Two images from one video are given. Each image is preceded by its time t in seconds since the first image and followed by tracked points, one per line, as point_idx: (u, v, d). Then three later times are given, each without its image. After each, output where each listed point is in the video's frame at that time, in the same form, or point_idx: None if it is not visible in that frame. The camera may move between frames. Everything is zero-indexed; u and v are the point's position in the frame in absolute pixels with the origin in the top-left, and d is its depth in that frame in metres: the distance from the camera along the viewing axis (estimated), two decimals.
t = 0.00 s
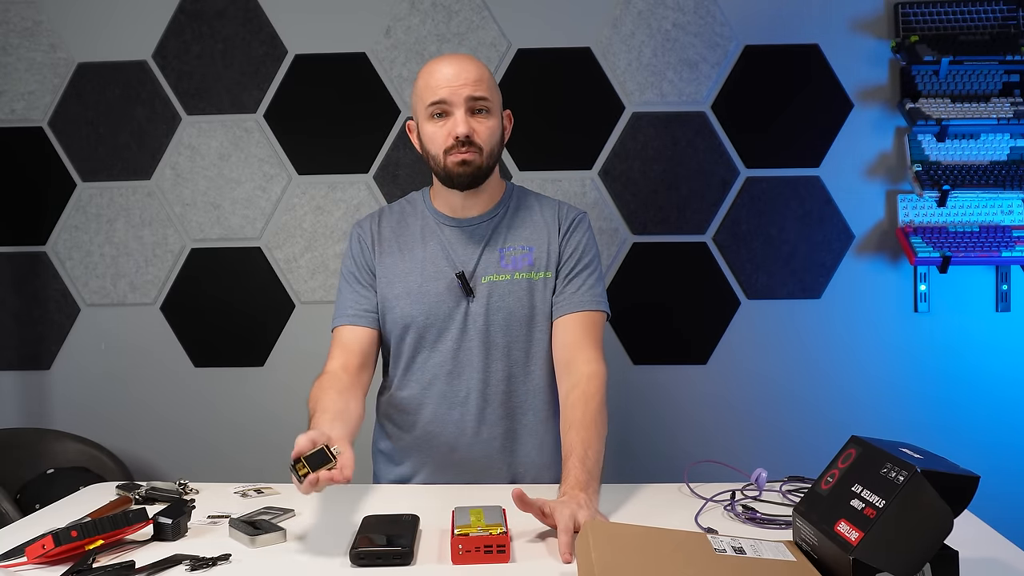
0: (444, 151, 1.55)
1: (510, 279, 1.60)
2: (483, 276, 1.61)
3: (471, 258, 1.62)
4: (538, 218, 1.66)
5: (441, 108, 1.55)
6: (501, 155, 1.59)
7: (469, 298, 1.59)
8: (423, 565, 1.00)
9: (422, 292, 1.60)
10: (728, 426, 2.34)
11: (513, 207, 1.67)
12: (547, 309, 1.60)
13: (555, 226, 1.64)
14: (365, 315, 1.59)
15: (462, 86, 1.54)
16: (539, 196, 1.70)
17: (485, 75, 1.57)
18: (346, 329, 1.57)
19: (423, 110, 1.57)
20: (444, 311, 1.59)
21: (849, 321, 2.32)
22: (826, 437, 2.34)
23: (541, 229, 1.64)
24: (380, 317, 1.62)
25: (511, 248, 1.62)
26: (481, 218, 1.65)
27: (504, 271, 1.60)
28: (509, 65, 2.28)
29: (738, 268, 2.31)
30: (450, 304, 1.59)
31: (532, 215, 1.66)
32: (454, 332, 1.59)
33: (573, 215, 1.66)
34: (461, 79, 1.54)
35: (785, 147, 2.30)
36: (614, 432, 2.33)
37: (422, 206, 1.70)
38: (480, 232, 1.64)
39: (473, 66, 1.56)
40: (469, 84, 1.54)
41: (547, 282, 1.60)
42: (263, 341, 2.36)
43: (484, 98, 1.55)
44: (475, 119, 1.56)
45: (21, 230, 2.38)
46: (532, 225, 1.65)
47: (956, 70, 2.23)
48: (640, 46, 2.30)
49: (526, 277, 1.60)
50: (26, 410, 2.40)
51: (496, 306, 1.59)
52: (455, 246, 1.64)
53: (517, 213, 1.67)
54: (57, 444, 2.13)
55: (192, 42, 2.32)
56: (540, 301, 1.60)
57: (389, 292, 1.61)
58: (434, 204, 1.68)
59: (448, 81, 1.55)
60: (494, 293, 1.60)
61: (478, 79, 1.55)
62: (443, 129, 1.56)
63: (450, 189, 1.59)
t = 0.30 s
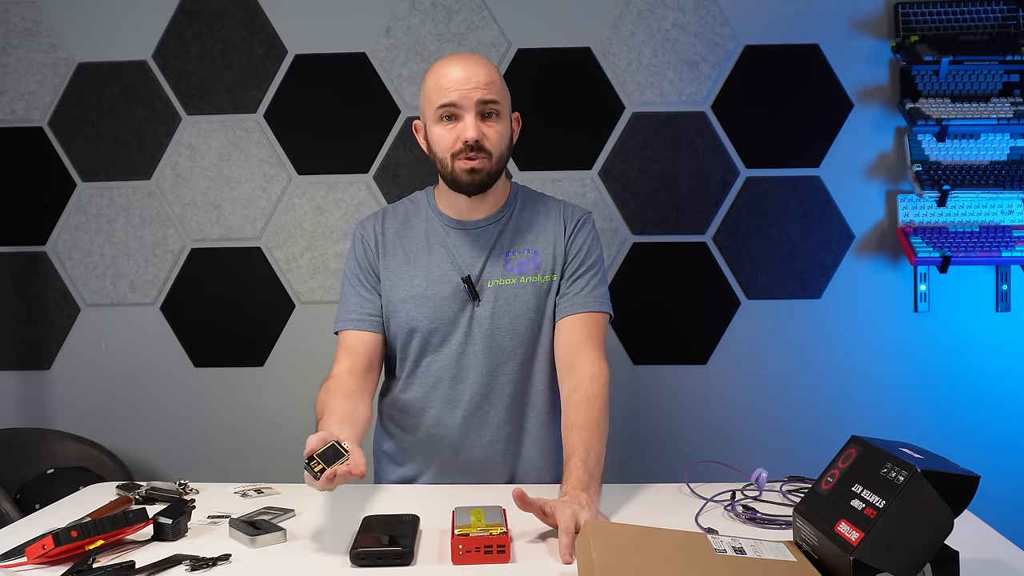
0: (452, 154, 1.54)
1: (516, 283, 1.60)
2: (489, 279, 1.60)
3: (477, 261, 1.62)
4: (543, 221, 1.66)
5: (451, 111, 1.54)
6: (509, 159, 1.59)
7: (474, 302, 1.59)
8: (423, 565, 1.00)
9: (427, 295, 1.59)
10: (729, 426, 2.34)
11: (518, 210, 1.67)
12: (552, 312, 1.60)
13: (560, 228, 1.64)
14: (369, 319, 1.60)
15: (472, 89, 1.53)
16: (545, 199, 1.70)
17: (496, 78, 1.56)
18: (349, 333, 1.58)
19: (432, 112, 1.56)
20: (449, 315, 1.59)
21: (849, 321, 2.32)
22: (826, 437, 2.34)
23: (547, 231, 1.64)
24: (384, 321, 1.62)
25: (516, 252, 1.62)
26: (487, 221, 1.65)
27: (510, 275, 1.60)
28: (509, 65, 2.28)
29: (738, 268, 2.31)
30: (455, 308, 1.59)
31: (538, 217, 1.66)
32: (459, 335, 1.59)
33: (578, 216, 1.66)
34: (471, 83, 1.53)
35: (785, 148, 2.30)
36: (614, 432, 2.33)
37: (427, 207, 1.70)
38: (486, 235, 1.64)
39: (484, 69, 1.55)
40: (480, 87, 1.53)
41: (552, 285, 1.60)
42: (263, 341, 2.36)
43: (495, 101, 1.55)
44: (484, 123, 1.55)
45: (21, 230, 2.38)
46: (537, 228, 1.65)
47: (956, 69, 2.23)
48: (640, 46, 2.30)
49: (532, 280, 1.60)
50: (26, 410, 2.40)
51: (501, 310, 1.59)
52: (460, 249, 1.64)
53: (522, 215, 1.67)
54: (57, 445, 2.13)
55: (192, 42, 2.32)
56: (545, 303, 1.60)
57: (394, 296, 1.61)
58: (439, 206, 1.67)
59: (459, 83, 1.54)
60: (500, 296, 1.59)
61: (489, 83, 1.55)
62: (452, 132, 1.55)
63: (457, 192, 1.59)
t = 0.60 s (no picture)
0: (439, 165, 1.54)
1: (517, 284, 1.60)
2: (490, 281, 1.61)
3: (477, 263, 1.62)
4: (543, 221, 1.66)
5: (438, 122, 1.52)
6: (498, 168, 1.58)
7: (475, 303, 1.60)
8: (423, 565, 1.00)
9: (427, 297, 1.60)
10: (729, 425, 2.34)
11: (519, 210, 1.67)
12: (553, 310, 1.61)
13: (561, 228, 1.64)
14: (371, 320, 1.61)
15: (458, 101, 1.51)
16: (545, 198, 1.70)
17: (483, 88, 1.53)
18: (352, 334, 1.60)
19: (421, 121, 1.55)
20: (450, 317, 1.59)
21: (849, 321, 2.32)
22: (826, 437, 2.34)
23: (548, 231, 1.64)
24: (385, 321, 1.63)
25: (516, 253, 1.62)
26: (487, 223, 1.65)
27: (510, 277, 1.61)
28: (510, 65, 2.28)
29: (738, 268, 2.31)
30: (456, 309, 1.60)
31: (539, 217, 1.66)
32: (460, 336, 1.59)
33: (579, 214, 1.66)
34: (457, 94, 1.51)
35: (785, 148, 2.30)
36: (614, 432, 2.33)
37: (427, 207, 1.70)
38: (486, 236, 1.64)
39: (472, 79, 1.52)
40: (466, 100, 1.51)
41: (553, 284, 1.60)
42: (263, 341, 2.36)
43: (481, 113, 1.52)
44: (471, 135, 1.53)
45: (21, 230, 2.37)
46: (537, 228, 1.65)
47: (956, 70, 2.23)
48: (640, 46, 2.30)
49: (533, 281, 1.60)
50: (25, 410, 2.40)
51: (503, 311, 1.59)
52: (461, 250, 1.64)
53: (523, 216, 1.67)
54: (57, 445, 2.13)
55: (192, 42, 2.32)
56: (547, 303, 1.60)
57: (395, 298, 1.62)
58: (438, 208, 1.67)
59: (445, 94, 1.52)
60: (501, 298, 1.60)
61: (476, 94, 1.52)
62: (439, 143, 1.54)
63: (444, 201, 1.61)
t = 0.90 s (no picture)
0: (438, 153, 1.55)
1: (517, 282, 1.60)
2: (488, 278, 1.61)
3: (477, 259, 1.62)
4: (546, 219, 1.65)
5: (439, 111, 1.54)
6: (498, 161, 1.58)
7: (474, 300, 1.59)
8: (424, 565, 1.00)
9: (425, 291, 1.61)
10: (729, 425, 2.34)
11: (521, 208, 1.67)
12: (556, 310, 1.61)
13: (564, 228, 1.64)
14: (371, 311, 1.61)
15: (459, 90, 1.52)
16: (548, 198, 1.70)
17: (485, 79, 1.55)
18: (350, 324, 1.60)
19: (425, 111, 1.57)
20: (446, 312, 1.59)
21: (849, 321, 2.32)
22: (826, 437, 2.34)
23: (550, 231, 1.63)
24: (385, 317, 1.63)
25: (518, 250, 1.62)
26: (489, 219, 1.65)
27: (511, 274, 1.61)
28: (510, 65, 2.28)
29: (738, 268, 2.31)
30: (454, 305, 1.60)
31: (541, 215, 1.66)
32: (460, 333, 1.59)
33: (583, 213, 1.65)
34: (460, 83, 1.52)
35: (785, 148, 2.30)
36: (614, 432, 2.33)
37: (432, 203, 1.71)
38: (487, 232, 1.64)
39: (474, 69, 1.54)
40: (467, 89, 1.53)
41: (556, 284, 1.60)
42: (263, 341, 2.36)
43: (481, 103, 1.53)
44: (470, 124, 1.54)
45: (21, 230, 2.37)
46: (540, 226, 1.65)
47: (956, 70, 2.23)
48: (640, 46, 2.30)
49: (533, 279, 1.60)
50: (25, 410, 2.40)
51: (503, 309, 1.59)
52: (461, 245, 1.64)
53: (526, 213, 1.67)
54: (57, 445, 2.13)
55: (192, 42, 2.32)
56: (550, 302, 1.60)
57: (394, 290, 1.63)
58: (441, 202, 1.68)
59: (447, 83, 1.54)
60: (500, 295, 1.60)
61: (477, 85, 1.53)
62: (440, 132, 1.55)
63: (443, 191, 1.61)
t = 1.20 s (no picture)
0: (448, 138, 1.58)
1: (523, 273, 1.61)
2: (494, 268, 1.62)
3: (484, 250, 1.64)
4: (554, 215, 1.67)
5: (451, 97, 1.58)
6: (506, 150, 1.60)
7: (479, 289, 1.61)
8: (423, 565, 1.00)
9: (430, 280, 1.62)
10: (729, 425, 2.34)
11: (528, 206, 1.69)
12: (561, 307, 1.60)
13: (572, 225, 1.65)
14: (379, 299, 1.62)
15: (471, 77, 1.57)
16: (556, 198, 1.72)
17: (498, 70, 1.59)
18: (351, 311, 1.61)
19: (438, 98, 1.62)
20: (454, 302, 1.61)
21: (849, 321, 2.32)
22: (826, 437, 2.34)
23: (558, 228, 1.65)
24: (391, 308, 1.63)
25: (525, 242, 1.63)
26: (497, 212, 1.67)
27: (518, 265, 1.62)
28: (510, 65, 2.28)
29: (738, 268, 2.31)
30: (460, 295, 1.61)
31: (548, 214, 1.68)
32: (464, 329, 1.60)
33: (590, 216, 1.67)
34: (473, 70, 1.57)
35: (785, 148, 2.30)
36: (614, 432, 2.33)
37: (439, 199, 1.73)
38: (494, 226, 1.66)
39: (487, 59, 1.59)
40: (479, 77, 1.57)
41: (562, 279, 1.61)
42: (263, 341, 2.35)
43: (492, 91, 1.58)
44: (481, 110, 1.58)
45: (21, 230, 2.37)
46: (548, 222, 1.66)
47: (956, 69, 2.23)
48: (640, 47, 2.30)
49: (539, 272, 1.61)
50: (25, 410, 2.40)
51: (507, 301, 1.60)
52: (467, 235, 1.66)
53: (533, 210, 1.68)
54: (58, 445, 2.13)
55: (192, 42, 2.32)
56: (554, 296, 1.60)
57: (398, 280, 1.63)
58: (451, 195, 1.70)
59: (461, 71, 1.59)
60: (506, 286, 1.60)
61: (489, 73, 1.58)
62: (451, 118, 1.59)
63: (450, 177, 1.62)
